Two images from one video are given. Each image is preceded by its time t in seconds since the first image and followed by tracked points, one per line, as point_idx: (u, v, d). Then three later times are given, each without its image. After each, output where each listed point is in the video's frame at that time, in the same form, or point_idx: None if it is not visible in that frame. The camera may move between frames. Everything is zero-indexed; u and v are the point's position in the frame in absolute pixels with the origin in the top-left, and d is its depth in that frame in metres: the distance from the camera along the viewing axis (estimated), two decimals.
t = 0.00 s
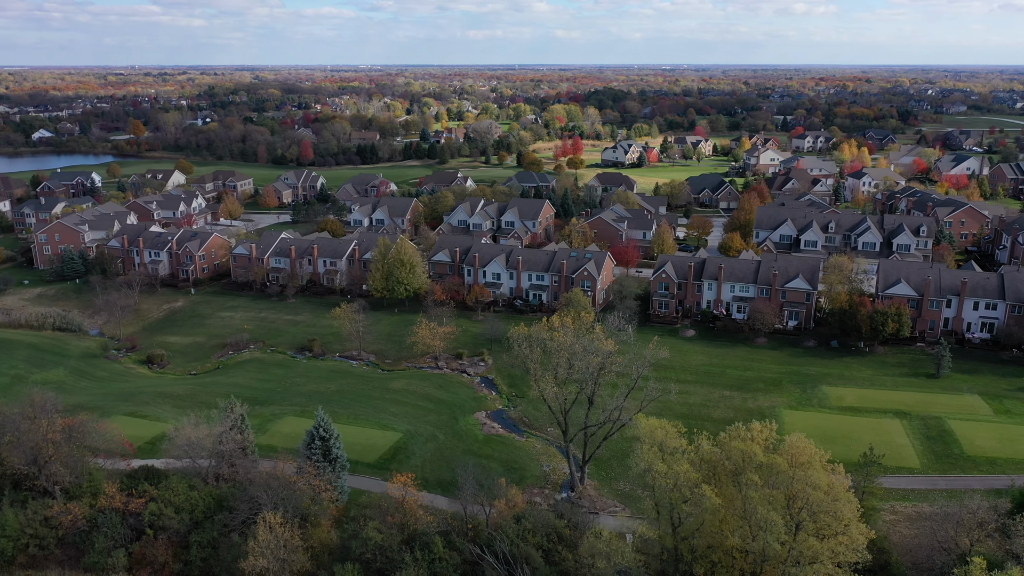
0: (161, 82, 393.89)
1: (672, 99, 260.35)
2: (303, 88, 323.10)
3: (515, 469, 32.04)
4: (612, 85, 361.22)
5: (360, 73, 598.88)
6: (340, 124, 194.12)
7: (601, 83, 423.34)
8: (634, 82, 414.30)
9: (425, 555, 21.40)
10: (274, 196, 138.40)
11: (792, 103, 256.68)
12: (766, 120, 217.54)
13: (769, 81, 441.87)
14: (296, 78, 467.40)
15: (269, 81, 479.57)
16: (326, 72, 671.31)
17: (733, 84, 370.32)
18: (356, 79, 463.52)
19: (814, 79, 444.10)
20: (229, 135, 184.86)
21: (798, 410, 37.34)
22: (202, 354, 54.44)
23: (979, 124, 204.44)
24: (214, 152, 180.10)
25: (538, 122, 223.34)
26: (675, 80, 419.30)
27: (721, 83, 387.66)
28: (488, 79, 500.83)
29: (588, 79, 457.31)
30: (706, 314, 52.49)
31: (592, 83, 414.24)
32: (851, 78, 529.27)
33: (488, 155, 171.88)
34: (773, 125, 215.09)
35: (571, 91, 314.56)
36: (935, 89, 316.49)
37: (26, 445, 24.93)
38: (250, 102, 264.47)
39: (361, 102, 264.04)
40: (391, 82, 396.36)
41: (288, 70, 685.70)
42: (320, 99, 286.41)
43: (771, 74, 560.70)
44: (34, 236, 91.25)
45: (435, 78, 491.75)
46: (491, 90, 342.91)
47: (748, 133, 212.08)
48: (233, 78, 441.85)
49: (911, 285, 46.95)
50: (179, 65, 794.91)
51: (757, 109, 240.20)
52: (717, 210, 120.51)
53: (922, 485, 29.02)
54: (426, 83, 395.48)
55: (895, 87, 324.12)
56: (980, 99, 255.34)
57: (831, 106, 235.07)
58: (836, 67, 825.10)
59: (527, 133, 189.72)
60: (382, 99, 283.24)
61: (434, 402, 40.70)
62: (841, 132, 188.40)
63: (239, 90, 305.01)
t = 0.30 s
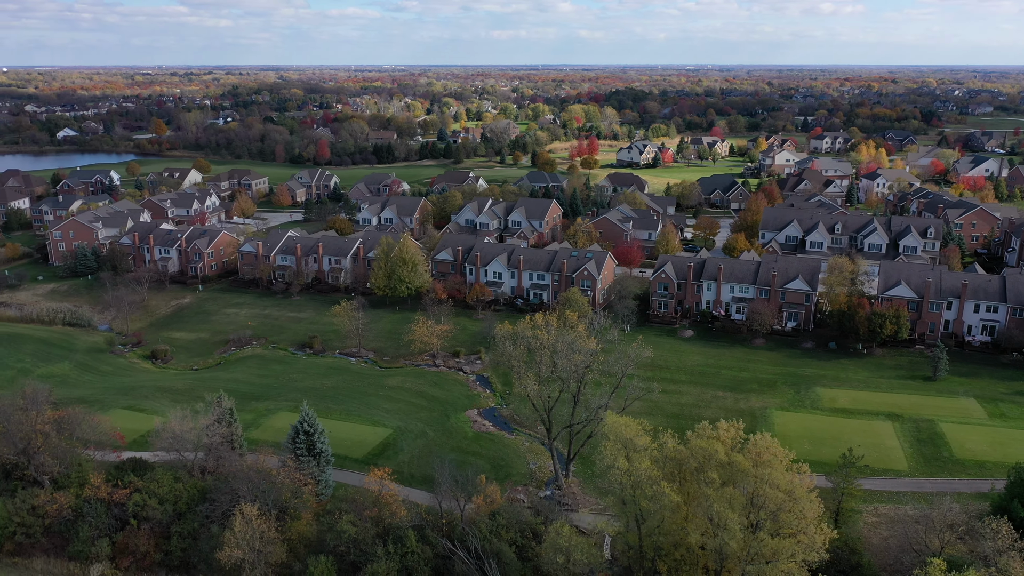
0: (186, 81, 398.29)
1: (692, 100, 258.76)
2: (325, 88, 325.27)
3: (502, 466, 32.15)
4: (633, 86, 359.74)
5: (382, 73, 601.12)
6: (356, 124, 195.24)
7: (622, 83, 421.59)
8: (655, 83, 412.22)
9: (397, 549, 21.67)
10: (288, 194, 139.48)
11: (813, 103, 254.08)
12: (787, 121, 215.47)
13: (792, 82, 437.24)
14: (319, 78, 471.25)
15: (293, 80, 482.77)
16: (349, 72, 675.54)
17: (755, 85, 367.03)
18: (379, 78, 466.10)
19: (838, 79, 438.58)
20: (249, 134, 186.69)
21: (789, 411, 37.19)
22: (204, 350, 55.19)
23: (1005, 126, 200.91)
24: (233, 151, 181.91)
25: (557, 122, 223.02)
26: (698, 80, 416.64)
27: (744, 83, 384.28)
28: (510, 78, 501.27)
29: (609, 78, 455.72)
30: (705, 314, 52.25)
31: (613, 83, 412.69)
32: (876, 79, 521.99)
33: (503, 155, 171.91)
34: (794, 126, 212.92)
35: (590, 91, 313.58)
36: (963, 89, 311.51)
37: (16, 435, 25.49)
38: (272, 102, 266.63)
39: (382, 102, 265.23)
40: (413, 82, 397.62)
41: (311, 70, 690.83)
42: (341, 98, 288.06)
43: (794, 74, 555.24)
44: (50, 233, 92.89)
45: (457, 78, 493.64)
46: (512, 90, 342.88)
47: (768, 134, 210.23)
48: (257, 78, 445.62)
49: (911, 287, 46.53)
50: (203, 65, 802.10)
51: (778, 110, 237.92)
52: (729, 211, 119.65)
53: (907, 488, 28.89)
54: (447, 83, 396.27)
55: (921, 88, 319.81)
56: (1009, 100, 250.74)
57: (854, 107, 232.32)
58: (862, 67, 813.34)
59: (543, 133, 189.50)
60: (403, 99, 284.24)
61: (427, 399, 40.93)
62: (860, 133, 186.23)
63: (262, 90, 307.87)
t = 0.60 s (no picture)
0: (208, 81, 401.95)
1: (709, 100, 257.17)
2: (344, 88, 327.00)
3: (486, 463, 32.34)
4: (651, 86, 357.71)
5: (401, 74, 602.48)
6: (371, 123, 196.02)
7: (641, 83, 419.40)
8: (675, 83, 409.79)
9: (368, 542, 21.92)
10: (299, 194, 140.42)
11: (832, 103, 251.22)
12: (804, 122, 213.32)
13: (814, 84, 432.27)
14: (338, 79, 473.92)
15: (312, 80, 485.45)
16: (367, 73, 677.43)
17: (775, 86, 363.73)
18: (399, 79, 467.96)
19: (861, 79, 433.26)
20: (266, 134, 188.14)
21: (777, 412, 37.16)
22: (205, 346, 55.92)
23: None
24: (249, 150, 183.33)
25: (572, 122, 222.58)
26: (718, 80, 413.65)
27: (765, 83, 380.63)
28: (528, 79, 500.90)
29: (629, 78, 453.81)
30: (701, 315, 52.12)
31: (632, 83, 410.74)
32: (916, 77, 512.33)
33: (516, 155, 171.77)
34: (811, 127, 210.82)
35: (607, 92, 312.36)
36: (988, 90, 306.26)
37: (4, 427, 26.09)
38: (291, 101, 268.09)
39: (400, 102, 265.98)
40: (432, 82, 398.02)
41: (339, 70, 694.61)
42: (360, 98, 289.22)
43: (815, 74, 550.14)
44: (61, 230, 94.37)
45: (476, 78, 494.08)
46: (529, 91, 342.36)
47: (785, 134, 208.36)
48: (278, 79, 448.92)
49: (907, 289, 46.23)
50: (238, 66, 809.38)
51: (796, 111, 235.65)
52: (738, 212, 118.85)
53: (890, 489, 28.78)
54: (465, 83, 396.55)
55: (946, 88, 314.95)
56: None
57: (874, 107, 229.36)
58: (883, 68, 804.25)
59: (557, 133, 189.18)
60: (421, 99, 284.68)
61: (418, 397, 41.17)
62: (876, 134, 184.09)
63: (282, 90, 310.05)
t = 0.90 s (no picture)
0: (228, 81, 405.57)
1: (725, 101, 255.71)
2: (360, 88, 328.30)
3: (470, 462, 32.54)
4: (668, 86, 356.19)
5: (419, 74, 603.73)
6: (384, 123, 196.69)
7: (659, 83, 417.28)
8: (693, 83, 407.32)
9: (340, 536, 22.20)
10: (308, 193, 141.20)
11: (850, 104, 248.62)
12: (821, 122, 211.26)
13: (835, 84, 427.61)
14: (357, 79, 475.92)
15: (331, 79, 488.13)
16: (386, 73, 680.10)
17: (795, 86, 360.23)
18: (417, 79, 469.84)
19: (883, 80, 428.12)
20: (280, 134, 189.49)
21: (765, 413, 37.07)
22: (205, 343, 56.55)
23: None
24: (263, 149, 184.67)
25: (587, 122, 222.07)
26: (737, 81, 410.93)
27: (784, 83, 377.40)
28: (545, 79, 501.07)
29: (647, 77, 451.83)
30: (697, 316, 52.01)
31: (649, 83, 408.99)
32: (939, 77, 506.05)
33: (528, 155, 171.67)
34: (828, 128, 208.71)
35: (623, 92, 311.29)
36: (1014, 91, 301.25)
37: None
38: (309, 101, 269.52)
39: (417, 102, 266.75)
40: (449, 82, 398.57)
41: (359, 70, 698.91)
42: (377, 98, 290.55)
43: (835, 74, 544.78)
44: (72, 228, 95.65)
45: (494, 79, 494.03)
46: (546, 91, 341.96)
47: (801, 135, 206.50)
48: (298, 79, 451.72)
49: (903, 290, 45.93)
50: (258, 66, 816.00)
51: (814, 111, 233.30)
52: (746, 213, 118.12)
53: (872, 491, 28.68)
54: (482, 83, 397.02)
55: (970, 89, 310.46)
56: None
57: (893, 108, 226.57)
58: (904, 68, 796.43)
59: (569, 134, 188.88)
60: (437, 99, 285.12)
61: (409, 394, 41.45)
62: (892, 134, 182.09)
63: (299, 90, 311.79)
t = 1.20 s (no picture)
0: (249, 81, 409.51)
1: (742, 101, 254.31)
2: (378, 88, 329.64)
3: (455, 458, 32.84)
4: (687, 87, 354.05)
5: (438, 74, 605.26)
6: (398, 123, 197.49)
7: (678, 84, 415.09)
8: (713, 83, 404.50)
9: (313, 530, 22.51)
10: (319, 192, 142.11)
11: (870, 104, 245.86)
12: (839, 123, 209.16)
13: (858, 84, 423.09)
14: (377, 79, 479.07)
15: (351, 79, 491.12)
16: (404, 72, 682.79)
17: (816, 86, 356.70)
18: (438, 79, 472.31)
19: (906, 80, 422.62)
20: (296, 133, 191.09)
21: (754, 413, 37.00)
22: (206, 340, 57.27)
23: None
24: (279, 149, 186.01)
25: (602, 122, 221.57)
26: (757, 82, 407.87)
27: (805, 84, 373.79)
28: (564, 79, 501.15)
29: (668, 78, 449.68)
30: (693, 316, 51.89)
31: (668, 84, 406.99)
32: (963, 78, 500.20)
33: (541, 156, 171.55)
34: (846, 129, 206.55)
35: (641, 92, 310.04)
36: None
37: None
38: (328, 102, 271.10)
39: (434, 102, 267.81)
40: (467, 83, 399.08)
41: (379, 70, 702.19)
42: (395, 98, 292.22)
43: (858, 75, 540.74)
44: (84, 225, 97.17)
45: (513, 78, 495.17)
46: (565, 91, 341.47)
47: (818, 136, 204.52)
48: (319, 78, 455.81)
49: (900, 292, 45.61)
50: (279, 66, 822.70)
51: (833, 112, 230.97)
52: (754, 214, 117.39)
53: (854, 493, 28.58)
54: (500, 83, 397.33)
55: (995, 89, 305.55)
56: None
57: (913, 109, 223.78)
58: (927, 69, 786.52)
59: (583, 134, 188.54)
60: (454, 100, 285.58)
61: (400, 391, 41.84)
62: (909, 135, 179.96)
63: (318, 91, 313.70)
